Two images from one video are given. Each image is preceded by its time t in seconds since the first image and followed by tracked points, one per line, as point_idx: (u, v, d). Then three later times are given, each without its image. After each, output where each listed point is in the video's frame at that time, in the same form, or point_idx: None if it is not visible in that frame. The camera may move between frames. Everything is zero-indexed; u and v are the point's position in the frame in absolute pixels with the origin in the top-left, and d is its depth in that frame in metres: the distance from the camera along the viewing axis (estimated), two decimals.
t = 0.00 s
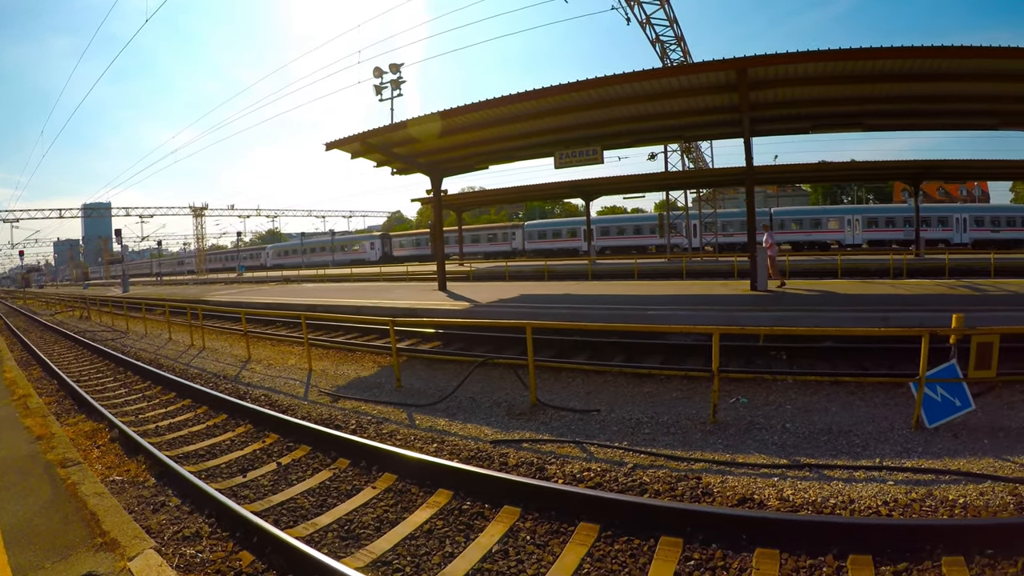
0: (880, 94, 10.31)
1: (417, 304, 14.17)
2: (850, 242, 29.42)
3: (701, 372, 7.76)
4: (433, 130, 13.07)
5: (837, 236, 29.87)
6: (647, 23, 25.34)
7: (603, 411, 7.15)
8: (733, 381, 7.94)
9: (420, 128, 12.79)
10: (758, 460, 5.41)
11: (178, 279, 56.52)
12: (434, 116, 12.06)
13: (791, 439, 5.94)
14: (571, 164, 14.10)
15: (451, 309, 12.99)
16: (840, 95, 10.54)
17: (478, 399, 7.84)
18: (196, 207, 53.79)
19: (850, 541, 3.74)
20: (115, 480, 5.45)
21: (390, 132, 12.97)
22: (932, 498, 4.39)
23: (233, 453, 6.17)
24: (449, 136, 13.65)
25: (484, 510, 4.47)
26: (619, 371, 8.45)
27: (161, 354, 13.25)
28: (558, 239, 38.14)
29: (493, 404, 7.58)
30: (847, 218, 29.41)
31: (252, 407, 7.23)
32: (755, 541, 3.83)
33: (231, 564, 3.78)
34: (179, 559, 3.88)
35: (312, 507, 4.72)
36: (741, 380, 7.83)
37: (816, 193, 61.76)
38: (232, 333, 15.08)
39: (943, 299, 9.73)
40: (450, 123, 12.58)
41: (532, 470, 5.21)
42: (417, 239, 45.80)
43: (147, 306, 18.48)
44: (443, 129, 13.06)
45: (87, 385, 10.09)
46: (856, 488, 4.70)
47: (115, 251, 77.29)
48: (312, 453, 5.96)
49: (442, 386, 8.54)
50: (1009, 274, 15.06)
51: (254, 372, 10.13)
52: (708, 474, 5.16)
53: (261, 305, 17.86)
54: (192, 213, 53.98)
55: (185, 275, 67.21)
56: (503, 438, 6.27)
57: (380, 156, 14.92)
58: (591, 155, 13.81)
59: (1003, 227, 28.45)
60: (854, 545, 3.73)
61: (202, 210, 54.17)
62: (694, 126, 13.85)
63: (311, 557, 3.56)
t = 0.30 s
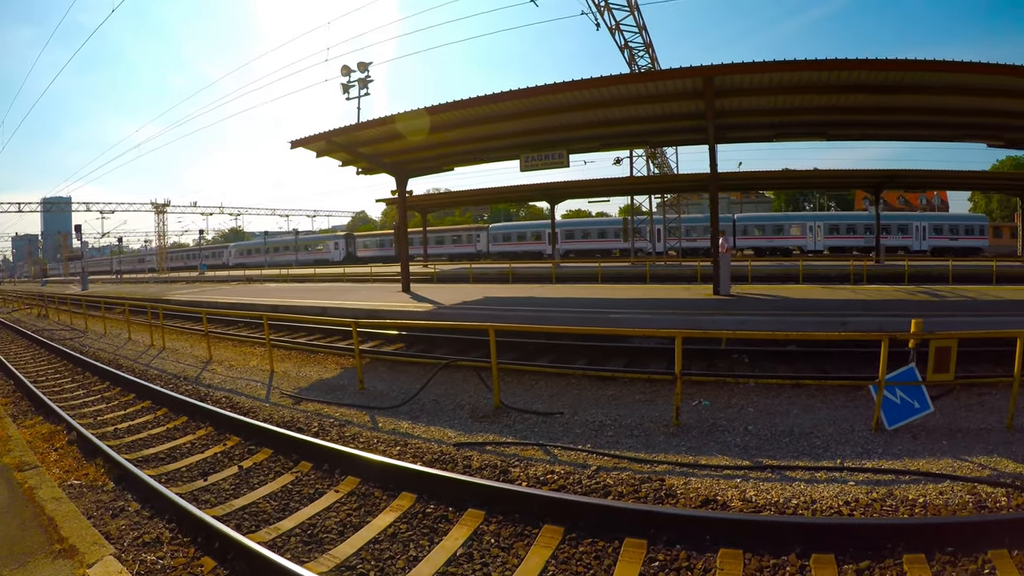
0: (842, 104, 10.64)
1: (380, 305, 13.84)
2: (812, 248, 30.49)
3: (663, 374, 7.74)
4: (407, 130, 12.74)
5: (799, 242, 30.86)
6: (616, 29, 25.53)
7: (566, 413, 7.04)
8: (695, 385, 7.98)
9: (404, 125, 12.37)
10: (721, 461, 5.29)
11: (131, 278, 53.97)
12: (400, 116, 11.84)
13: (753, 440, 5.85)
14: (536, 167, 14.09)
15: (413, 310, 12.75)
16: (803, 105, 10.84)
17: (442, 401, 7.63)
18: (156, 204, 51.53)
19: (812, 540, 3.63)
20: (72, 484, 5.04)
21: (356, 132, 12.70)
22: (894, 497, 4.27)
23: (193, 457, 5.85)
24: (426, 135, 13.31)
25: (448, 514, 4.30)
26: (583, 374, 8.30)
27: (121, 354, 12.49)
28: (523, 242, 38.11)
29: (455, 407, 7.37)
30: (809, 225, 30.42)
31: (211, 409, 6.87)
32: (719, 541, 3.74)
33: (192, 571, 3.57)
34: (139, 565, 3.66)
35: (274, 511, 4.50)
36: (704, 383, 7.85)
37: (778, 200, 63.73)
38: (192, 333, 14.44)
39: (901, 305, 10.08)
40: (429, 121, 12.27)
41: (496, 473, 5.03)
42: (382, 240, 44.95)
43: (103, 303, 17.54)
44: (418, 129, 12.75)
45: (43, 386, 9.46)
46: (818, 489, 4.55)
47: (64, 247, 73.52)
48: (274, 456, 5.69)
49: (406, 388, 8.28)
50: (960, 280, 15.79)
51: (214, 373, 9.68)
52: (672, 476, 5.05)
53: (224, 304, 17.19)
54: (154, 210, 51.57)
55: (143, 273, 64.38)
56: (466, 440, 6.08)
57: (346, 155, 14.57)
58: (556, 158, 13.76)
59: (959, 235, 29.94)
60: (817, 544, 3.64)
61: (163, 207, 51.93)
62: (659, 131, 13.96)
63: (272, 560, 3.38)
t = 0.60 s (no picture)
0: (808, 115, 10.95)
1: (345, 306, 13.48)
2: (776, 255, 31.36)
3: (628, 378, 7.52)
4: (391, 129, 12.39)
5: (765, 249, 31.72)
6: (588, 36, 25.75)
7: (532, 416, 6.71)
8: (659, 388, 7.81)
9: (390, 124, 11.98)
10: (684, 464, 5.09)
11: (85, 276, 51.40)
12: (367, 117, 11.60)
13: (718, 444, 5.67)
14: (505, 171, 13.98)
15: (377, 313, 12.49)
16: (772, 114, 11.08)
17: (407, 404, 7.21)
18: (121, 199, 49.51)
19: (777, 540, 3.52)
20: (32, 488, 4.81)
21: (323, 131, 12.38)
22: (856, 499, 4.17)
23: (155, 460, 5.56)
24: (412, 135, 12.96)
25: (414, 517, 4.10)
26: (546, 378, 7.93)
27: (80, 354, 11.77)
28: (490, 245, 37.90)
29: (420, 410, 6.96)
30: (773, 232, 31.32)
31: (173, 410, 6.52)
32: (686, 543, 3.58)
33: None
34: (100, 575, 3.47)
35: (240, 515, 4.30)
36: (670, 387, 7.70)
37: (743, 207, 65.59)
38: (152, 333, 13.76)
39: (865, 312, 10.38)
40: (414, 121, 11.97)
41: (462, 476, 4.75)
42: (348, 241, 43.96)
43: (57, 300, 16.55)
44: (401, 129, 12.42)
45: None
46: (781, 490, 4.42)
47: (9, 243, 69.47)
48: (238, 459, 5.42)
49: (369, 392, 7.84)
50: (918, 288, 16.43)
51: (177, 375, 9.18)
52: (637, 479, 4.81)
53: (187, 304, 16.46)
54: (117, 206, 48.92)
55: (105, 271, 61.63)
56: (432, 443, 5.74)
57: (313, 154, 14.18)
58: (525, 162, 13.79)
59: (921, 244, 31.40)
60: (782, 544, 3.52)
61: (128, 204, 49.47)
62: (626, 137, 13.95)
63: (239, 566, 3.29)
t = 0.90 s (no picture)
0: (777, 120, 11.21)
1: (314, 307, 13.15)
2: (745, 258, 32.24)
3: (599, 377, 7.16)
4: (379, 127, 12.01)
5: (734, 252, 32.49)
6: (560, 39, 25.87)
7: (503, 417, 6.31)
8: (628, 389, 7.56)
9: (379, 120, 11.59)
10: (655, 464, 4.83)
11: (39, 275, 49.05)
12: (335, 117, 11.36)
13: (688, 444, 5.44)
14: (476, 172, 13.88)
15: (347, 313, 12.23)
16: (744, 118, 11.28)
17: (378, 405, 6.83)
18: (89, 197, 47.74)
19: (750, 537, 3.47)
20: None
21: (293, 130, 12.06)
22: (825, 497, 4.10)
23: (125, 463, 5.33)
24: (399, 134, 12.61)
25: (387, 518, 3.96)
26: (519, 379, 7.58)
27: (48, 355, 11.18)
28: (460, 246, 37.64)
29: (391, 412, 6.53)
30: (742, 236, 32.12)
31: (140, 413, 6.21)
32: (657, 541, 3.50)
33: None
34: None
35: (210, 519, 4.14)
36: (639, 387, 7.48)
37: (711, 210, 67.06)
38: (117, 333, 13.12)
39: (833, 313, 10.66)
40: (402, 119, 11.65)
41: (434, 477, 4.46)
42: (318, 241, 43.08)
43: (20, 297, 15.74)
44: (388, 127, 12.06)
45: None
46: (753, 489, 4.26)
47: None
48: (208, 462, 5.19)
49: (341, 394, 7.46)
50: (880, 290, 17.04)
51: (145, 376, 8.75)
52: (609, 478, 4.53)
53: (154, 304, 15.83)
54: (85, 205, 47.02)
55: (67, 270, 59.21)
56: (404, 444, 5.35)
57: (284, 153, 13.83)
58: (496, 164, 13.73)
59: (888, 248, 32.66)
60: (753, 541, 3.48)
61: (95, 201, 47.45)
62: (598, 139, 13.88)
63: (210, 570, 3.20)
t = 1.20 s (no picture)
0: (749, 121, 11.40)
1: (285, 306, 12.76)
2: (717, 256, 32.80)
3: (573, 374, 6.84)
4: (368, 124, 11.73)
5: (705, 250, 33.05)
6: (535, 37, 25.83)
7: (477, 415, 6.09)
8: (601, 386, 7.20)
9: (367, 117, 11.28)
10: (628, 461, 4.70)
11: None
12: (302, 114, 11.06)
13: (661, 440, 5.28)
14: (449, 170, 13.37)
15: (319, 312, 11.89)
16: (716, 119, 11.45)
17: (353, 404, 6.56)
18: (60, 194, 45.90)
19: (724, 531, 3.46)
20: None
21: (263, 126, 11.70)
22: (796, 491, 4.06)
23: (97, 465, 5.08)
24: (388, 131, 12.31)
25: (362, 519, 3.83)
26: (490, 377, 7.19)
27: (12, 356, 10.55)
28: (432, 245, 37.23)
29: (364, 411, 6.27)
30: (714, 235, 32.71)
31: (110, 415, 5.89)
32: (632, 537, 3.46)
33: None
34: None
35: (184, 522, 3.96)
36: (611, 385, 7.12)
37: (682, 209, 68.12)
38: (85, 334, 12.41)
39: (805, 311, 10.89)
40: (390, 115, 11.35)
41: (408, 477, 4.29)
42: (289, 239, 42.07)
43: None
44: (378, 123, 11.75)
45: None
46: (726, 485, 4.17)
47: None
48: (180, 464, 4.96)
49: (314, 393, 7.13)
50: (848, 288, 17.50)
51: (114, 376, 8.31)
52: (583, 475, 4.38)
53: (122, 304, 15.15)
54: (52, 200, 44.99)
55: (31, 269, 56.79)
56: (378, 444, 5.13)
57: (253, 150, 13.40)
58: (469, 162, 13.16)
59: (857, 247, 33.49)
60: (727, 535, 3.48)
61: (63, 199, 44.97)
62: (572, 138, 13.80)
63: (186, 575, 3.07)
